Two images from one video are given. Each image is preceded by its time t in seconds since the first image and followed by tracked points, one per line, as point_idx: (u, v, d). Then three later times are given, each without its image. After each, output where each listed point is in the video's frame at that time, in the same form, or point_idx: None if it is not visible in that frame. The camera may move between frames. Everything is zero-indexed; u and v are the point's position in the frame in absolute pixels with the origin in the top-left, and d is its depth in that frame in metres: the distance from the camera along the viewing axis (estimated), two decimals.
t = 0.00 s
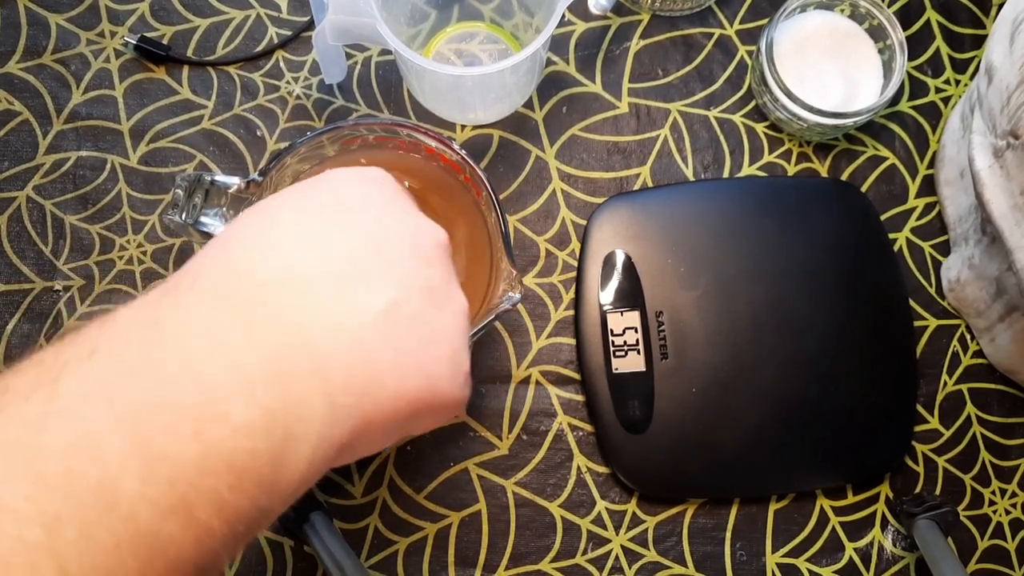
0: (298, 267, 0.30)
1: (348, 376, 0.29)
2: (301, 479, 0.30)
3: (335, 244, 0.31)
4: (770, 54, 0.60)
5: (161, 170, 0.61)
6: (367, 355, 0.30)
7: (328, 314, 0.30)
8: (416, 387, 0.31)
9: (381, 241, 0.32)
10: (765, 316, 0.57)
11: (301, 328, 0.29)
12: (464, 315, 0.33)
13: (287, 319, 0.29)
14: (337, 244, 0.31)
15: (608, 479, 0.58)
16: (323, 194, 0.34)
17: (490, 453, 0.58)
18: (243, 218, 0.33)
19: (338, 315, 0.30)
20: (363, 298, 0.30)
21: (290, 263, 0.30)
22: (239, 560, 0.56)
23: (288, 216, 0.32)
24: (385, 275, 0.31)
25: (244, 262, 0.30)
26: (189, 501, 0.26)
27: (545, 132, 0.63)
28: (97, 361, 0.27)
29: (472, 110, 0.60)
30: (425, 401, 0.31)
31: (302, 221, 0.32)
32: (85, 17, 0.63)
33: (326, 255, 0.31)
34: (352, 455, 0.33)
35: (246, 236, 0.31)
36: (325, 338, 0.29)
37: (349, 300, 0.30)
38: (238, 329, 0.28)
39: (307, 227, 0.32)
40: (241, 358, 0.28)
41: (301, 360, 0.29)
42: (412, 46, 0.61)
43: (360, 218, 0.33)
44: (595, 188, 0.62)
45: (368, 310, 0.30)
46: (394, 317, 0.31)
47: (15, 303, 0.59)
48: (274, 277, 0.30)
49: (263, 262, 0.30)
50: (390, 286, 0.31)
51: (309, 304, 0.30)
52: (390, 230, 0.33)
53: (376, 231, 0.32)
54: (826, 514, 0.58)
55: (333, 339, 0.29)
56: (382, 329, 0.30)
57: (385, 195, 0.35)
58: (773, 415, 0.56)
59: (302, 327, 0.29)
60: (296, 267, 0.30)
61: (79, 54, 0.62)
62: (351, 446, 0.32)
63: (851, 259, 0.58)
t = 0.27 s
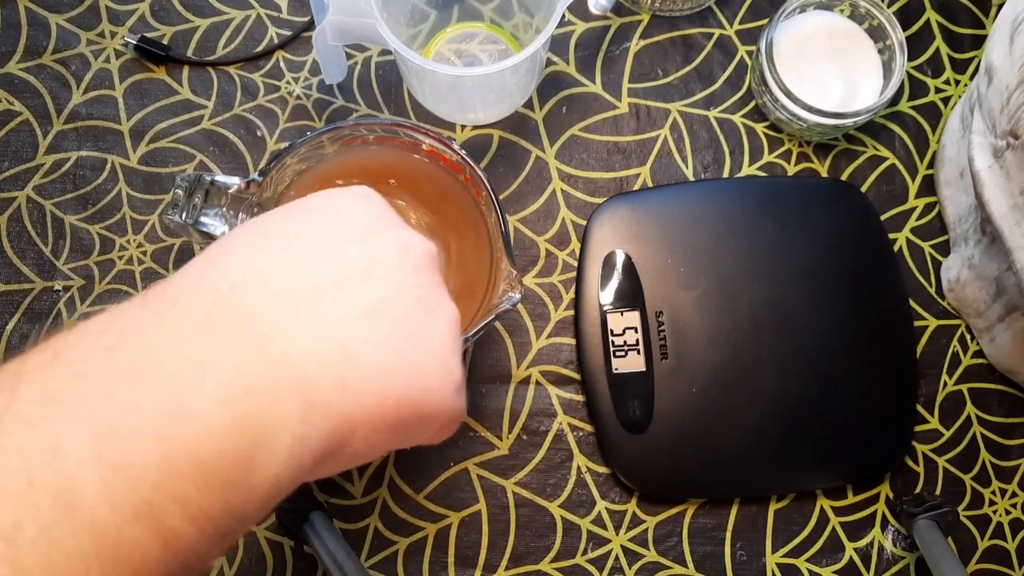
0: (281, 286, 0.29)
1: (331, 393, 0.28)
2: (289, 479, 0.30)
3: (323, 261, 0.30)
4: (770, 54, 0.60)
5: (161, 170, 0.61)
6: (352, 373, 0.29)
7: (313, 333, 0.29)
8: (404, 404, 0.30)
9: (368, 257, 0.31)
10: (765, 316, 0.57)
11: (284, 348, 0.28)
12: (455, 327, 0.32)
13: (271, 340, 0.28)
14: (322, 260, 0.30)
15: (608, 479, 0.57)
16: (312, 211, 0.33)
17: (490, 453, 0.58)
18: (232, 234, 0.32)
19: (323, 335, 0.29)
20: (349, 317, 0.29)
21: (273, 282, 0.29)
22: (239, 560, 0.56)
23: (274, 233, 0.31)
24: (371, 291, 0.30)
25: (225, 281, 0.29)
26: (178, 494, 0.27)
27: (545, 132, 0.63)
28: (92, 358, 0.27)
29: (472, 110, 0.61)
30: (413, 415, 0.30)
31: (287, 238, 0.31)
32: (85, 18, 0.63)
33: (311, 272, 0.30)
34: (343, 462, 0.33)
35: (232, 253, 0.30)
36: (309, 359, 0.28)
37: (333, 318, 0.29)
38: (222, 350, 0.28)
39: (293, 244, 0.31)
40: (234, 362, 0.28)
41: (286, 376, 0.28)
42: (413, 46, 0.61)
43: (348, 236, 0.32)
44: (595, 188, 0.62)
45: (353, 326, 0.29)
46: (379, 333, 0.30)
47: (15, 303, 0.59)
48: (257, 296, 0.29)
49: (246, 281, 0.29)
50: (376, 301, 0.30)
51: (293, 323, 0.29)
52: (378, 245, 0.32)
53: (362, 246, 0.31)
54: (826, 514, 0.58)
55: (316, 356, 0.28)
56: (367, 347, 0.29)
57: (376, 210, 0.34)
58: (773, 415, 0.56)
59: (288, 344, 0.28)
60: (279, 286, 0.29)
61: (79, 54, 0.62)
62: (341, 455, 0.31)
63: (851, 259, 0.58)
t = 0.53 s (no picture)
0: (280, 287, 0.29)
1: (320, 396, 0.29)
2: (283, 473, 0.30)
3: (325, 263, 0.31)
4: (770, 54, 0.60)
5: (161, 170, 0.61)
6: (341, 379, 0.29)
7: (308, 336, 0.29)
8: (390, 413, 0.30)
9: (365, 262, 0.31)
10: (765, 316, 0.57)
11: (277, 348, 0.28)
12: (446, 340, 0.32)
13: (267, 340, 0.28)
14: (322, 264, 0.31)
15: (608, 479, 0.58)
16: (315, 214, 0.33)
17: (490, 453, 0.58)
18: (236, 233, 0.33)
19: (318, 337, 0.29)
20: (342, 321, 0.30)
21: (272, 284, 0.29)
22: (239, 560, 0.56)
23: (278, 234, 0.32)
24: (367, 296, 0.31)
25: (226, 281, 0.29)
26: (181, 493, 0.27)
27: (545, 132, 0.63)
28: (90, 357, 0.27)
29: (472, 110, 0.61)
30: (398, 425, 0.31)
31: (290, 239, 0.31)
32: (85, 17, 0.63)
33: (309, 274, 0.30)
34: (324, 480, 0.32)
35: (235, 253, 0.31)
36: (300, 360, 0.29)
37: (328, 322, 0.30)
38: (218, 350, 0.28)
39: (295, 246, 0.31)
40: (226, 359, 0.28)
41: (279, 376, 0.28)
42: (412, 46, 0.61)
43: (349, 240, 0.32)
44: (595, 189, 0.62)
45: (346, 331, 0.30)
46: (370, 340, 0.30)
47: (15, 303, 0.59)
48: (256, 297, 0.29)
49: (246, 280, 0.29)
50: (372, 307, 0.30)
51: (290, 323, 0.29)
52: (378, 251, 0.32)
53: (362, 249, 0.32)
54: (827, 514, 0.58)
55: (309, 357, 0.29)
56: (359, 354, 0.30)
57: (380, 217, 0.34)
58: (773, 414, 0.56)
59: (283, 343, 0.29)
60: (278, 287, 0.29)
61: (79, 54, 0.62)
62: (324, 461, 0.31)
63: (851, 259, 0.58)
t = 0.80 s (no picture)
0: (240, 297, 0.27)
1: (272, 420, 0.27)
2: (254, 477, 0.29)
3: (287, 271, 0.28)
4: (770, 54, 0.60)
5: (160, 170, 0.61)
6: (296, 402, 0.27)
7: (264, 356, 0.27)
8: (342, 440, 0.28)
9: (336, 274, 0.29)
10: (765, 316, 0.57)
11: (230, 366, 0.27)
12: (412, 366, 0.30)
13: (220, 355, 0.26)
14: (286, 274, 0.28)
15: (608, 479, 0.58)
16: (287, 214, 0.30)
17: (490, 453, 0.58)
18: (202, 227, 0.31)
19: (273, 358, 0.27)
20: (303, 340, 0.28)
21: (231, 293, 0.27)
22: (238, 560, 0.56)
23: (244, 234, 0.29)
24: (332, 315, 0.28)
25: (183, 284, 0.27)
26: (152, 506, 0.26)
27: (545, 132, 0.63)
28: (58, 358, 0.26)
29: (472, 110, 0.60)
30: (351, 450, 0.29)
31: (255, 241, 0.29)
32: (85, 17, 0.63)
33: (271, 285, 0.28)
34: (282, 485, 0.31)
35: (197, 250, 0.28)
36: (253, 380, 0.27)
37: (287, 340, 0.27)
38: (166, 361, 0.26)
39: (259, 250, 0.29)
40: (177, 373, 0.26)
41: (230, 395, 0.26)
42: (412, 46, 0.61)
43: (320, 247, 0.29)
44: (595, 189, 0.62)
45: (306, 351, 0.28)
46: (331, 361, 0.28)
47: (15, 303, 0.59)
48: (212, 308, 0.27)
49: (203, 287, 0.27)
50: (337, 327, 0.28)
51: (247, 339, 0.27)
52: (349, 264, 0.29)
53: (333, 260, 0.29)
54: (827, 514, 0.58)
55: (266, 377, 0.27)
56: (317, 378, 0.28)
57: (358, 224, 0.31)
58: (773, 414, 0.56)
59: (239, 361, 0.27)
60: (236, 298, 0.27)
61: (79, 54, 0.62)
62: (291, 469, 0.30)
63: (851, 259, 0.58)
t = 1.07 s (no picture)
0: (195, 289, 0.28)
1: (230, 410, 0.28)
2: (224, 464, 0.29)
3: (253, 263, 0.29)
4: (770, 54, 0.60)
5: (161, 170, 0.61)
6: (250, 391, 0.28)
7: (218, 346, 0.27)
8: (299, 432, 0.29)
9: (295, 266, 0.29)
10: (765, 316, 0.57)
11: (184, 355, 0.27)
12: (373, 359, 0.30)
13: (173, 346, 0.27)
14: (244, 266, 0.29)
15: (608, 479, 0.58)
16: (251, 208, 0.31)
17: (490, 453, 0.58)
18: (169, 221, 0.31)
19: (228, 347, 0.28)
20: (259, 329, 0.28)
21: (186, 285, 0.28)
22: (239, 559, 0.56)
23: (205, 227, 0.30)
24: (289, 307, 0.29)
25: (141, 276, 0.28)
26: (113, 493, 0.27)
27: (545, 132, 0.63)
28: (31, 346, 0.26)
29: (472, 110, 0.61)
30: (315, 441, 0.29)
31: (216, 235, 0.29)
32: (86, 18, 0.63)
33: (228, 277, 0.28)
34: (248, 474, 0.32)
35: (158, 244, 0.29)
36: (210, 370, 0.27)
37: (243, 329, 0.28)
38: (121, 354, 0.26)
39: (219, 243, 0.29)
40: (129, 362, 0.27)
41: (185, 381, 0.27)
42: (413, 46, 0.61)
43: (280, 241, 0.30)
44: (595, 189, 0.62)
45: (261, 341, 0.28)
46: (286, 352, 0.28)
47: (17, 303, 0.59)
48: (168, 300, 0.27)
49: (159, 279, 0.28)
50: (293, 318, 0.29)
51: (202, 329, 0.27)
52: (308, 256, 0.30)
53: (291, 253, 0.29)
54: (826, 514, 0.58)
55: (220, 366, 0.27)
56: (271, 368, 0.28)
57: (322, 218, 0.31)
58: (773, 414, 0.56)
59: (192, 349, 0.27)
60: (192, 289, 0.28)
61: (80, 54, 0.63)
62: (256, 461, 0.30)
63: (851, 259, 0.58)
